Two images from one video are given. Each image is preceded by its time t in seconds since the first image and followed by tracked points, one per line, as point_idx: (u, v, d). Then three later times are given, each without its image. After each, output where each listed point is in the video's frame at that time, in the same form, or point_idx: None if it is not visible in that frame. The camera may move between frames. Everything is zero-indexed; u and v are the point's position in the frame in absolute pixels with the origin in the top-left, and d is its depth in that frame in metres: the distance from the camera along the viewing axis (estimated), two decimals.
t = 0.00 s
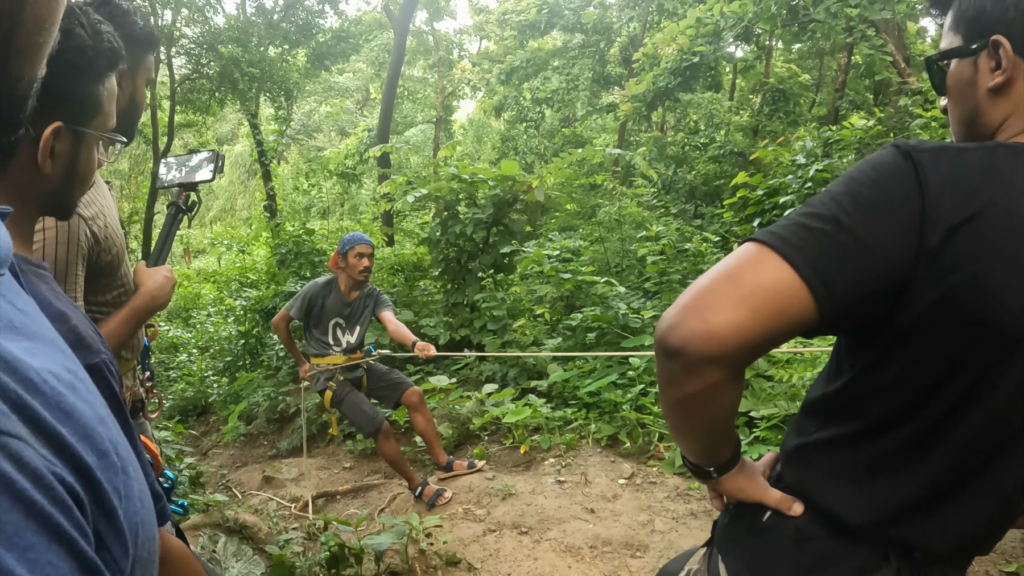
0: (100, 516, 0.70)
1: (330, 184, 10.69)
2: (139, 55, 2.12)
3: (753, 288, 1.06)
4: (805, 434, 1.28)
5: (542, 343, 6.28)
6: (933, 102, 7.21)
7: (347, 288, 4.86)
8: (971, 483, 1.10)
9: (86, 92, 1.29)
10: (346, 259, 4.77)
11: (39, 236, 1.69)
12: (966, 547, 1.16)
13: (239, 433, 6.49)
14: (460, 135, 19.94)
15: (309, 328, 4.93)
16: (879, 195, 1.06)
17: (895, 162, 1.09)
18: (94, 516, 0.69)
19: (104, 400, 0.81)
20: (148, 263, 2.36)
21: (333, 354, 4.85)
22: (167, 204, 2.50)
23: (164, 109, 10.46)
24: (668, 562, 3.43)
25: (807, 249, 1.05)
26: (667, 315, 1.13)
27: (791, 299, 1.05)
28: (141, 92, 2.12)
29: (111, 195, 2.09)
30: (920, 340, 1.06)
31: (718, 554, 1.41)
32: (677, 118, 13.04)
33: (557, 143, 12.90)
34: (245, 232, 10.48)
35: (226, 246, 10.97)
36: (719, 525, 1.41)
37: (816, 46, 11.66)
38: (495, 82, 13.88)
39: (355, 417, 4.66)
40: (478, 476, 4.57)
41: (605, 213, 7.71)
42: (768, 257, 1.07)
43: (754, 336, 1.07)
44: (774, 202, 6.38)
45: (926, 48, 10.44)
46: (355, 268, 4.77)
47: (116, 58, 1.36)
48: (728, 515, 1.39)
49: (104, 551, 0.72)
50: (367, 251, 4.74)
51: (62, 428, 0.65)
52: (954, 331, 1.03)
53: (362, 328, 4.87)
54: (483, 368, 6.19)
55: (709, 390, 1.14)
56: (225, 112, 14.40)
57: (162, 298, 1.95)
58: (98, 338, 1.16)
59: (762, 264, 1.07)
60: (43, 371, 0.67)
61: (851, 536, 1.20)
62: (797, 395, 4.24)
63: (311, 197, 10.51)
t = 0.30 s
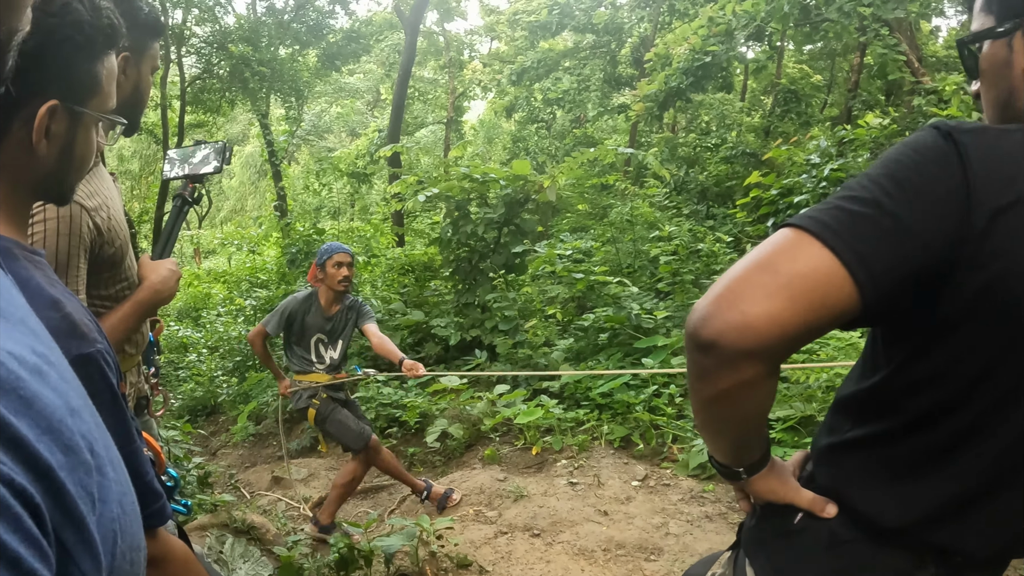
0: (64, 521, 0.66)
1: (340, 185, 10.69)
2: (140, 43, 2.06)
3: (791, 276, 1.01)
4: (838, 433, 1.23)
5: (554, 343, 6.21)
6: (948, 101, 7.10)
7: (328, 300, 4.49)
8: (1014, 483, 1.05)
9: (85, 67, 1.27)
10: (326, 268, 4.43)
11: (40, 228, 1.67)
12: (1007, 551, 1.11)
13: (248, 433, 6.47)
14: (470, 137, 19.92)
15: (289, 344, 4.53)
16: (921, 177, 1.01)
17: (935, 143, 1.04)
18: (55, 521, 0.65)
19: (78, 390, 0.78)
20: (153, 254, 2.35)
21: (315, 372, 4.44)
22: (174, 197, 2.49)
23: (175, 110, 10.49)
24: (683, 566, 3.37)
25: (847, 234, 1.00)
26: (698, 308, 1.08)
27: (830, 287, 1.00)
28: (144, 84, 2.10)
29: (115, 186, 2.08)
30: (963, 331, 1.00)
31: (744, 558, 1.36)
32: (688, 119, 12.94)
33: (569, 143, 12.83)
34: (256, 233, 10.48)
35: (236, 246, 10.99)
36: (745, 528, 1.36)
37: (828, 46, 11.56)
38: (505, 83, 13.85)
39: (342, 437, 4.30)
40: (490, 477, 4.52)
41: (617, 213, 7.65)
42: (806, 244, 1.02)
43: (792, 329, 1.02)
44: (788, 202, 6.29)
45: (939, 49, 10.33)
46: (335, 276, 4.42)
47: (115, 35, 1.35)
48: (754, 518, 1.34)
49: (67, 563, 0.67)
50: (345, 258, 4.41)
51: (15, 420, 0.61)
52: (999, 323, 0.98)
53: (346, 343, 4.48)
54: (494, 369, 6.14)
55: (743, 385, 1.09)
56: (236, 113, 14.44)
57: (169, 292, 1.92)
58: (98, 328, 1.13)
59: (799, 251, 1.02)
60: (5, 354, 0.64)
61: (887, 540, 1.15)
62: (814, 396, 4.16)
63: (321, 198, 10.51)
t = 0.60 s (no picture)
0: (46, 535, 0.64)
1: (348, 186, 10.70)
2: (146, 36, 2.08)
3: (801, 272, 0.99)
4: (848, 433, 1.20)
5: (562, 344, 6.19)
6: (958, 101, 7.04)
7: (322, 289, 4.49)
8: None
9: (89, 64, 1.25)
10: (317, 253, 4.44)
11: (44, 228, 1.67)
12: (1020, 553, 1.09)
13: (255, 433, 6.48)
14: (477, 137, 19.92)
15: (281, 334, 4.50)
16: (934, 173, 0.99)
17: (948, 138, 1.01)
18: (38, 537, 0.64)
19: (68, 397, 0.77)
20: (161, 255, 2.36)
21: (308, 364, 4.41)
22: (181, 198, 2.50)
23: (183, 111, 10.53)
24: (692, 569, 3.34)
25: (860, 229, 0.98)
26: (708, 303, 1.06)
27: (842, 283, 0.98)
28: (148, 82, 2.10)
29: (120, 185, 2.08)
30: (976, 331, 0.98)
31: (754, 561, 1.34)
32: (696, 119, 12.89)
33: (577, 144, 12.80)
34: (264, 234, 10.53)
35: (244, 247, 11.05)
36: (755, 530, 1.34)
37: (837, 46, 11.48)
38: (513, 84, 13.83)
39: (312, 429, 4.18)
40: (498, 479, 4.50)
41: (625, 214, 7.62)
42: (817, 239, 1.00)
43: (804, 325, 1.00)
44: (798, 202, 6.23)
45: (948, 49, 10.25)
46: (326, 262, 4.41)
47: (120, 32, 1.33)
48: (764, 520, 1.31)
49: None
50: (336, 242, 4.44)
51: None
52: (1012, 322, 0.97)
53: (341, 333, 4.46)
54: (502, 370, 6.12)
55: (753, 384, 1.07)
56: (244, 114, 14.50)
57: (175, 295, 1.92)
58: (104, 328, 1.13)
59: (811, 246, 1.00)
60: None
61: (898, 540, 1.13)
62: (824, 398, 4.12)
63: (329, 198, 10.54)
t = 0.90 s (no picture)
0: (47, 503, 0.65)
1: (353, 186, 10.72)
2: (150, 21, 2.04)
3: (802, 255, 0.99)
4: (852, 422, 1.19)
5: (568, 343, 6.17)
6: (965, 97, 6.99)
7: (326, 288, 4.43)
8: None
9: (95, 54, 1.26)
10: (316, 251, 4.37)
11: (49, 226, 1.68)
12: None
13: (262, 433, 6.49)
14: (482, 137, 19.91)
15: (289, 337, 4.51)
16: (932, 155, 0.98)
17: (945, 121, 1.01)
18: (38, 503, 0.64)
19: (72, 372, 0.78)
20: (165, 252, 2.38)
21: (319, 359, 4.41)
22: (184, 195, 2.50)
23: (188, 112, 10.55)
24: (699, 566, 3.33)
25: (860, 211, 0.98)
26: (711, 287, 1.06)
27: (842, 266, 0.98)
28: (152, 77, 2.12)
29: (124, 184, 2.10)
30: (979, 312, 0.97)
31: (761, 552, 1.34)
32: (702, 118, 12.85)
33: (582, 143, 12.79)
34: (270, 235, 10.55)
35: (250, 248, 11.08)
36: (762, 519, 1.34)
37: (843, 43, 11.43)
38: (518, 83, 13.82)
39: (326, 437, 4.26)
40: (504, 477, 4.50)
41: (631, 212, 7.60)
42: (817, 221, 1.00)
43: (806, 307, 1.00)
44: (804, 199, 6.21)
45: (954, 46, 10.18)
46: (326, 258, 4.35)
47: (126, 23, 1.34)
48: (771, 511, 1.31)
49: (54, 548, 0.66)
50: (337, 239, 4.38)
51: None
52: (1015, 303, 0.96)
53: (350, 328, 4.47)
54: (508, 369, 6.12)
55: (756, 368, 1.06)
56: (250, 115, 14.55)
57: (180, 292, 1.93)
58: (110, 320, 1.13)
59: (811, 229, 0.99)
60: None
61: (905, 528, 1.12)
62: (831, 395, 4.10)
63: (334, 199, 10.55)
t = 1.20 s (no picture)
0: (58, 497, 0.65)
1: (356, 187, 10.72)
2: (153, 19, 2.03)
3: (807, 246, 0.98)
4: (858, 415, 1.19)
5: (573, 343, 6.16)
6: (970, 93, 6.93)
7: (332, 287, 4.69)
8: None
9: (101, 54, 1.26)
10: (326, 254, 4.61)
11: (51, 227, 1.69)
12: None
13: (267, 435, 6.50)
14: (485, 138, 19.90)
15: (298, 334, 4.75)
16: (935, 145, 0.98)
17: (947, 112, 1.01)
18: (50, 497, 0.64)
19: (85, 368, 0.78)
20: (168, 253, 2.38)
21: (328, 355, 4.68)
22: (188, 196, 2.51)
23: (191, 114, 10.58)
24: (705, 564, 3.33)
25: (863, 202, 0.97)
26: (715, 280, 1.06)
27: (847, 257, 0.97)
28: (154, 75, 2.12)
29: (127, 184, 2.11)
30: (985, 302, 0.97)
31: (768, 547, 1.34)
32: (705, 116, 12.82)
33: (585, 143, 12.78)
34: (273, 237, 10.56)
35: (254, 249, 11.10)
36: (768, 514, 1.34)
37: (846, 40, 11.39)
38: (520, 83, 13.80)
39: (335, 434, 4.51)
40: (509, 477, 4.50)
41: (635, 211, 7.59)
42: (821, 213, 0.99)
43: (811, 299, 0.99)
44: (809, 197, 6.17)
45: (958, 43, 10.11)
46: (334, 262, 4.61)
47: (131, 21, 1.34)
48: (776, 506, 1.31)
49: (64, 545, 0.66)
50: (346, 244, 4.59)
51: (9, 387, 0.61)
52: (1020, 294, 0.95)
53: (355, 326, 4.72)
54: (513, 368, 6.11)
55: (762, 361, 1.06)
56: (253, 117, 14.58)
57: (184, 292, 1.94)
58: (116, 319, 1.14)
59: (815, 221, 0.99)
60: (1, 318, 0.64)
61: (912, 520, 1.11)
62: (836, 392, 4.08)
63: (338, 200, 10.54)
